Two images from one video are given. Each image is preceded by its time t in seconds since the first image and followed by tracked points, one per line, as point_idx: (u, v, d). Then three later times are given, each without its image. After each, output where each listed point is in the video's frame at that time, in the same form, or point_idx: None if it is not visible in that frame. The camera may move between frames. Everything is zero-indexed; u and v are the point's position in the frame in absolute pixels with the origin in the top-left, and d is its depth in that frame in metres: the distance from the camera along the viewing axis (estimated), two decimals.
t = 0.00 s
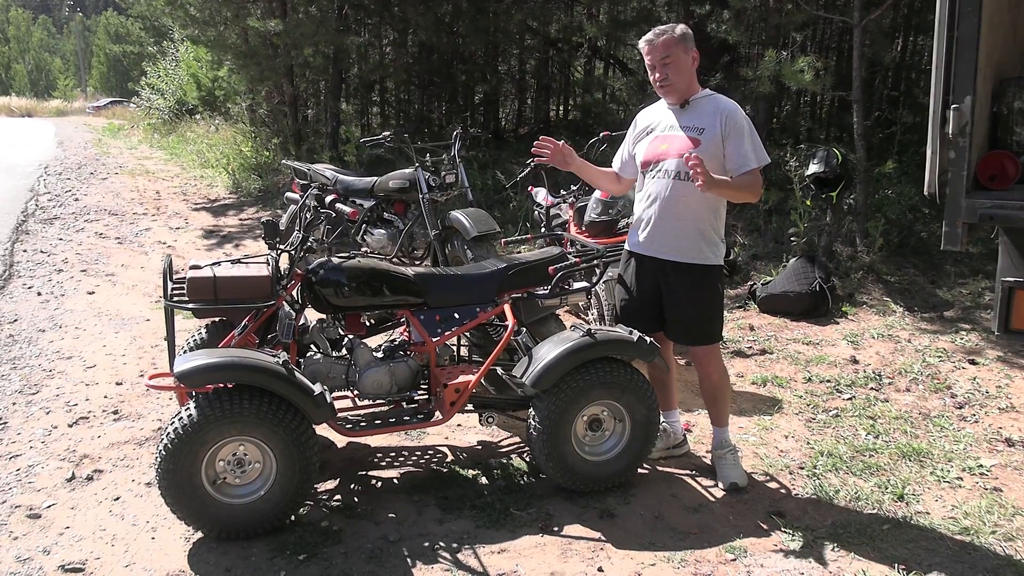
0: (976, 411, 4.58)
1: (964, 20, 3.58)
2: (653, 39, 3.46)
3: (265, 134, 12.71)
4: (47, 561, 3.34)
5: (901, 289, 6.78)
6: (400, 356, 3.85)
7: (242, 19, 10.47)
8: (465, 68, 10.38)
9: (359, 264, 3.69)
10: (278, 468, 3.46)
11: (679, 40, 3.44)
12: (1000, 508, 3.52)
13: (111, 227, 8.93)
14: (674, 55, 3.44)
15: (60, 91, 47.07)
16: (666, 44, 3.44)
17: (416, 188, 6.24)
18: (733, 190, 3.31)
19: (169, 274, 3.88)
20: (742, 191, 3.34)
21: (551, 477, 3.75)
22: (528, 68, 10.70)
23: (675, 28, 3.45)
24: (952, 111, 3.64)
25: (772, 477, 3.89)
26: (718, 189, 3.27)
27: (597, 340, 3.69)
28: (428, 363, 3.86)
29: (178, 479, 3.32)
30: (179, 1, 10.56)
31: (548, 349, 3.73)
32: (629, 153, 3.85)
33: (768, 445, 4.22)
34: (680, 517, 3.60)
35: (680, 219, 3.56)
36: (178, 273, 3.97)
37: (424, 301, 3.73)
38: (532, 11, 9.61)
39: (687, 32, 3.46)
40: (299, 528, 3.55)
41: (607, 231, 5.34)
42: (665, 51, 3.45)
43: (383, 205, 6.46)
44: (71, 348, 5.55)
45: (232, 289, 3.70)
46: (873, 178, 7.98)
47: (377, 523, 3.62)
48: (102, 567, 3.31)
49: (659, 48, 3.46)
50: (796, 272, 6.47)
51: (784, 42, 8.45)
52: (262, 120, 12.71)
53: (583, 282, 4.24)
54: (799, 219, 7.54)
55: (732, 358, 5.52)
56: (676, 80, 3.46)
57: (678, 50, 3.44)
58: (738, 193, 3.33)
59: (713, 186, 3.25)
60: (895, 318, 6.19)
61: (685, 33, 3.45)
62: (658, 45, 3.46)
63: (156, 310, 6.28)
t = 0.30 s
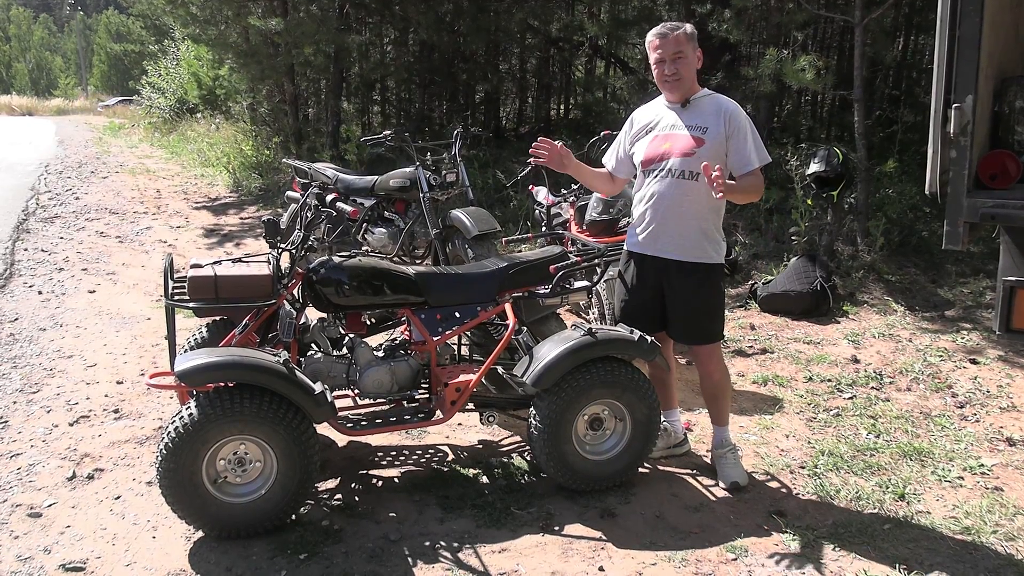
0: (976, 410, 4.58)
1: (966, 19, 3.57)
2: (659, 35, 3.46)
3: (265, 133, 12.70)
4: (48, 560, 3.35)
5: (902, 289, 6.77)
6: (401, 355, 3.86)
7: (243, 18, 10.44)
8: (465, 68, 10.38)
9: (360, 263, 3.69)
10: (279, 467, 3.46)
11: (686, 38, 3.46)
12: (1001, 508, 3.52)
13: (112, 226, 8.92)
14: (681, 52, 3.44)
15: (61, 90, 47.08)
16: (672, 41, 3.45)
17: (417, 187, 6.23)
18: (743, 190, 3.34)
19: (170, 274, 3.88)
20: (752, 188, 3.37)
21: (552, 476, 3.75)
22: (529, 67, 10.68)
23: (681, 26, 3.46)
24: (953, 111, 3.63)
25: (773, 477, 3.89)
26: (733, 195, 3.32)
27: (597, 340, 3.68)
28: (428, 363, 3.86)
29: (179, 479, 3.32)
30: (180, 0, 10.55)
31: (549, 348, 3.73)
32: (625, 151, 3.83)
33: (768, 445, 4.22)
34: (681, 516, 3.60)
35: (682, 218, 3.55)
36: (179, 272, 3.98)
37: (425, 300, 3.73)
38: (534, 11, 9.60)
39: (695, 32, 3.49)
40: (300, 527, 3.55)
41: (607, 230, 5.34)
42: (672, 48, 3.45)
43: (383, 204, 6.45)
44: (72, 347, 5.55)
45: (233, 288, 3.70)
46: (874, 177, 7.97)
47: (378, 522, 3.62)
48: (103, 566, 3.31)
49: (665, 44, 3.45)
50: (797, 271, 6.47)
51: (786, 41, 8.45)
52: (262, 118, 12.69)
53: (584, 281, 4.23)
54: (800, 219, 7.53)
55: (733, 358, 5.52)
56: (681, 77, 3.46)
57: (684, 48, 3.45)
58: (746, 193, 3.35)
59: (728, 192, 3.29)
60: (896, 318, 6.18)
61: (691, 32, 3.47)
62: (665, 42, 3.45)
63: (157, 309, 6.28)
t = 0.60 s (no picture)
0: (978, 409, 4.58)
1: (967, 17, 3.57)
2: (659, 35, 3.45)
3: (266, 133, 12.70)
4: (51, 559, 3.35)
5: (904, 287, 6.77)
6: (402, 355, 3.85)
7: (244, 18, 10.42)
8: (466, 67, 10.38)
9: (362, 262, 3.69)
10: (281, 467, 3.46)
11: (686, 38, 3.45)
12: (1003, 506, 3.52)
13: (113, 226, 8.92)
14: (682, 53, 3.44)
15: (62, 90, 47.06)
16: (673, 42, 3.44)
17: (417, 187, 6.22)
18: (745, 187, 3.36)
19: (171, 274, 3.89)
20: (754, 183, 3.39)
21: (554, 476, 3.76)
22: (530, 66, 10.68)
23: (682, 26, 3.45)
24: (955, 109, 3.62)
25: (775, 476, 3.89)
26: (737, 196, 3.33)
27: (599, 339, 3.68)
28: (430, 362, 3.86)
29: (181, 479, 3.33)
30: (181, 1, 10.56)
31: (550, 348, 3.73)
32: (625, 151, 3.82)
33: (770, 444, 4.21)
34: (683, 516, 3.60)
35: (685, 218, 3.55)
36: (181, 272, 3.99)
37: (427, 300, 3.73)
38: (534, 10, 9.60)
39: (695, 32, 3.49)
40: (302, 527, 3.55)
41: (609, 229, 5.34)
42: (673, 48, 3.44)
43: (384, 204, 6.45)
44: (73, 347, 5.55)
45: (234, 288, 3.72)
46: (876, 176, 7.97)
47: (380, 522, 3.62)
48: (106, 565, 3.32)
49: (667, 45, 3.44)
50: (798, 270, 6.47)
51: (787, 40, 8.45)
52: (263, 118, 12.69)
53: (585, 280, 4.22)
54: (801, 217, 7.53)
55: (734, 357, 5.51)
56: (682, 77, 3.46)
57: (685, 48, 3.45)
58: (748, 195, 3.36)
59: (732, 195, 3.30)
60: (898, 316, 6.18)
61: (692, 32, 3.47)
62: (666, 42, 3.44)
63: (158, 309, 6.28)
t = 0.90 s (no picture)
0: (981, 408, 4.57)
1: (969, 16, 3.58)
2: (658, 35, 3.45)
3: (268, 132, 12.68)
4: (53, 558, 3.36)
5: (906, 287, 6.77)
6: (405, 354, 3.86)
7: (246, 17, 10.39)
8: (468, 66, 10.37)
9: (364, 262, 3.70)
10: (283, 466, 3.47)
11: (685, 37, 3.44)
12: (1005, 506, 3.52)
13: (115, 225, 8.93)
14: (681, 53, 3.43)
15: (64, 90, 47.08)
16: (672, 42, 3.44)
17: (419, 186, 6.20)
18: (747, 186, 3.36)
19: (173, 273, 3.90)
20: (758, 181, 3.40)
21: (556, 475, 3.76)
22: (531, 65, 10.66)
23: (680, 25, 3.44)
24: (958, 108, 3.60)
25: (777, 475, 3.88)
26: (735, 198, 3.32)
27: (602, 339, 3.68)
28: (432, 361, 3.87)
29: (183, 477, 3.34)
30: None
31: (553, 347, 3.73)
32: (627, 151, 3.81)
33: (772, 443, 4.21)
34: (684, 515, 3.60)
35: (690, 217, 3.55)
36: (182, 271, 3.98)
37: (429, 299, 3.74)
38: (536, 9, 9.60)
39: (694, 30, 3.48)
40: (304, 526, 3.56)
41: (611, 228, 5.34)
42: (673, 49, 3.43)
43: (386, 203, 6.44)
44: (76, 346, 5.56)
45: (236, 287, 3.71)
46: (878, 175, 7.96)
47: (382, 521, 3.63)
48: (108, 564, 3.32)
49: (666, 45, 3.44)
50: (800, 269, 6.47)
51: (789, 39, 8.45)
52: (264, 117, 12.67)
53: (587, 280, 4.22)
54: (803, 216, 7.52)
55: (736, 356, 5.51)
56: (682, 76, 3.45)
57: (684, 47, 3.44)
58: (751, 192, 3.37)
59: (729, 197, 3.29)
60: (900, 316, 6.18)
61: (691, 31, 3.46)
62: (665, 43, 3.44)
63: (160, 308, 6.29)
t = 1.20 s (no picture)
0: (983, 407, 4.57)
1: (971, 15, 3.57)
2: (654, 39, 3.41)
3: (270, 132, 12.68)
4: (56, 558, 3.36)
5: (909, 286, 6.76)
6: (406, 353, 3.86)
7: (248, 16, 10.37)
8: (470, 66, 10.35)
9: (366, 261, 3.71)
10: (285, 465, 3.48)
11: (683, 38, 3.41)
12: (1008, 505, 3.51)
13: (118, 225, 8.94)
14: (679, 54, 3.41)
15: (66, 90, 47.10)
16: (669, 44, 3.40)
17: (421, 186, 6.19)
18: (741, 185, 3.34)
19: (176, 272, 3.91)
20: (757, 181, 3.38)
21: (558, 474, 3.76)
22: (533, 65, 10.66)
23: (677, 26, 3.40)
24: (960, 107, 3.59)
25: (779, 474, 3.88)
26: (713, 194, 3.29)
27: (603, 338, 3.69)
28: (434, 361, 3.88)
29: (186, 476, 3.35)
30: None
31: (554, 346, 3.73)
32: (633, 151, 3.82)
33: (775, 442, 4.20)
34: (687, 514, 3.60)
35: (694, 216, 3.56)
36: (185, 270, 3.99)
37: (431, 298, 3.74)
38: (538, 9, 9.61)
39: (692, 29, 3.43)
40: (306, 526, 3.56)
41: (613, 228, 5.32)
42: (670, 51, 3.41)
43: (388, 203, 6.44)
44: (79, 345, 5.57)
45: (238, 286, 3.72)
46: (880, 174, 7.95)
47: (384, 520, 3.63)
48: (111, 563, 3.33)
49: (663, 48, 3.41)
50: (803, 268, 6.46)
51: (791, 38, 8.45)
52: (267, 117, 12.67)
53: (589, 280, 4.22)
54: (805, 215, 7.51)
55: (739, 355, 5.51)
56: (681, 78, 3.44)
57: (682, 48, 3.41)
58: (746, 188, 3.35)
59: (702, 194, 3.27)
60: (902, 315, 6.17)
61: (691, 30, 3.42)
62: (662, 46, 3.41)
63: (163, 308, 6.29)
